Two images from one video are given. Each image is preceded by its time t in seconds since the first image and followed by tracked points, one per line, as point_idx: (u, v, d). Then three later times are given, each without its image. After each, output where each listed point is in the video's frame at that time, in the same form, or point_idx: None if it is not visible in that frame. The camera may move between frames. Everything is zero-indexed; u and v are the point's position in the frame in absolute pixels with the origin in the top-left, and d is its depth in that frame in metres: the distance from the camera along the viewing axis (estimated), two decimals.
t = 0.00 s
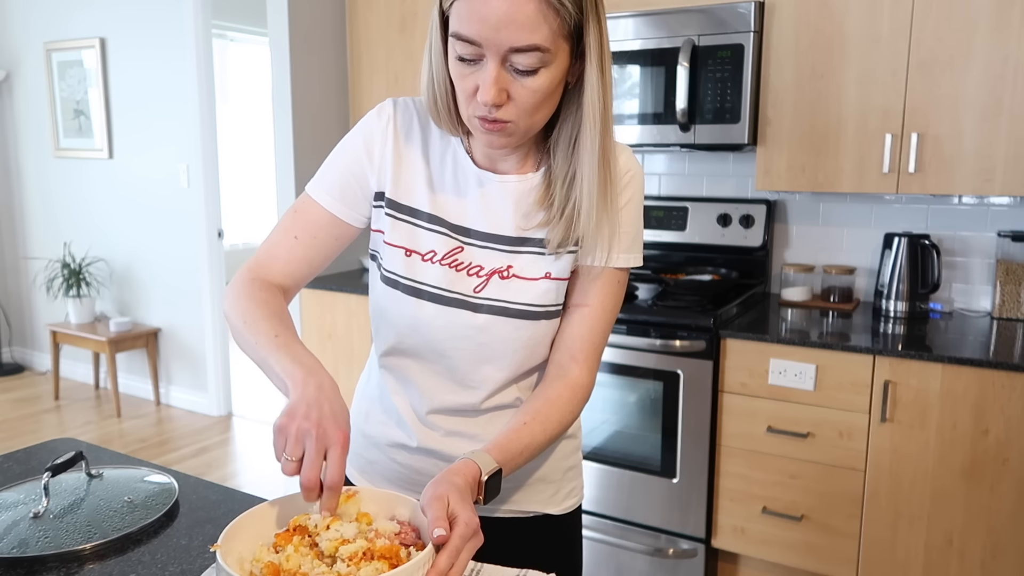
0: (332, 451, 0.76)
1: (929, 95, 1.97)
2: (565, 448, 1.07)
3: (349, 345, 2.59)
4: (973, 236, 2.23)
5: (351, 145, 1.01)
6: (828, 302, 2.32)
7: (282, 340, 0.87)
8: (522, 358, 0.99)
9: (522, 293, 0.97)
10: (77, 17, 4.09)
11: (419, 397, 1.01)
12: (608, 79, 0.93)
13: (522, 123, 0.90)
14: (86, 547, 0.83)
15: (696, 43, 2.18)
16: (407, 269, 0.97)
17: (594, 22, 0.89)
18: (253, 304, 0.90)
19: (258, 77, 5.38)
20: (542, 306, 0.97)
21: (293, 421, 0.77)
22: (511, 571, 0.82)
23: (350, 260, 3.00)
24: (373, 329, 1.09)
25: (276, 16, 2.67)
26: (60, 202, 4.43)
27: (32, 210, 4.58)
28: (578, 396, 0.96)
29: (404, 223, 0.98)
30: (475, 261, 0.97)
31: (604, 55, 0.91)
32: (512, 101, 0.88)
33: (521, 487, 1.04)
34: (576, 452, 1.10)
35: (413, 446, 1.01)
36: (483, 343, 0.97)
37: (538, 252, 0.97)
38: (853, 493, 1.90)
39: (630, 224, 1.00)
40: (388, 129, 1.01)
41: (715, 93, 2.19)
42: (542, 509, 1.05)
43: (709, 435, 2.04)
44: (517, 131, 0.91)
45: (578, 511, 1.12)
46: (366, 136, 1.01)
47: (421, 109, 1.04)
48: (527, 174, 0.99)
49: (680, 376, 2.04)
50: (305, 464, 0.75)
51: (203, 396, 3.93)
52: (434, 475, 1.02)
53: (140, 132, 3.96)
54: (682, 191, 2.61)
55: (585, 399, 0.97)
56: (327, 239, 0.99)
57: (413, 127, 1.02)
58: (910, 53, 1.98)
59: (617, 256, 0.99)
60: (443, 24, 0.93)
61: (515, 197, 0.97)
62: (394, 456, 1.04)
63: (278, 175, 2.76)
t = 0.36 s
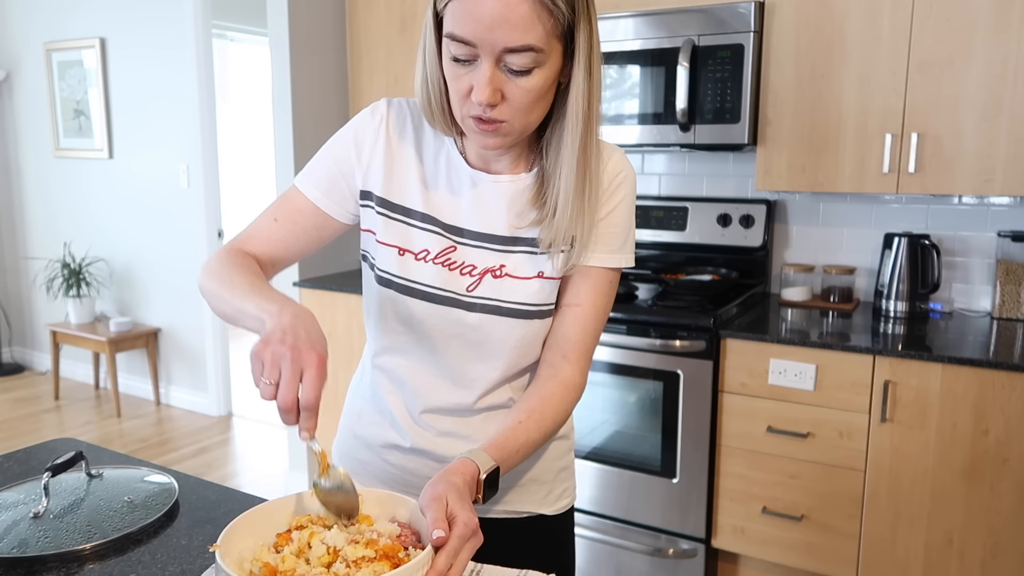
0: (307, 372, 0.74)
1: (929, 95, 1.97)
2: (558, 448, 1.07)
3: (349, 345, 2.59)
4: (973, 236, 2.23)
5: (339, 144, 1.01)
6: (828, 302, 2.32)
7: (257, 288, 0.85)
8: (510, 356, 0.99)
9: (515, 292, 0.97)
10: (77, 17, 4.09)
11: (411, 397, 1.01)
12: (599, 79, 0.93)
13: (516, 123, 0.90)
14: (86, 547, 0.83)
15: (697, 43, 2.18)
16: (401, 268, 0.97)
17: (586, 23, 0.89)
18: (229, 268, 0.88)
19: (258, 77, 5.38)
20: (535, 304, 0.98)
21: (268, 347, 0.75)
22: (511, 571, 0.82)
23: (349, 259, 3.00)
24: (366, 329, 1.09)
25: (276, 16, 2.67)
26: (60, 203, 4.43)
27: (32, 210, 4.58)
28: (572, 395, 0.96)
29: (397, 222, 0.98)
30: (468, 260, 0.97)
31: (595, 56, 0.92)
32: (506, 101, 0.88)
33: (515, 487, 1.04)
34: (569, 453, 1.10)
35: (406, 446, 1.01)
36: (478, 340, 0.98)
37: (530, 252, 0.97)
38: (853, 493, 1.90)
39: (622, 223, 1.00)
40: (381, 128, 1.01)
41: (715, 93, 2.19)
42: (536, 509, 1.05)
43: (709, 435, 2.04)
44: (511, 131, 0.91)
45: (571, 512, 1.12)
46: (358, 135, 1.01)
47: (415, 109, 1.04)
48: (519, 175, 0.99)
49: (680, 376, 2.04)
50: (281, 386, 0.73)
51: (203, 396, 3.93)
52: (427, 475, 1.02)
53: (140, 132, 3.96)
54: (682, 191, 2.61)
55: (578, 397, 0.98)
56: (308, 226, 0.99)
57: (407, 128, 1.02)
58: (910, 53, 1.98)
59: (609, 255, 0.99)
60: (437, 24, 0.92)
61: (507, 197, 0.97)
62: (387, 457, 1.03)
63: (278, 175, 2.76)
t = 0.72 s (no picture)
0: (343, 452, 0.76)
1: (929, 95, 1.97)
2: (550, 449, 1.07)
3: (349, 345, 2.59)
4: (973, 236, 2.23)
5: (339, 146, 1.00)
6: (828, 302, 2.32)
7: (281, 346, 0.86)
8: (506, 360, 0.99)
9: (508, 291, 0.97)
10: (77, 17, 4.09)
11: (402, 397, 1.00)
12: (593, 79, 0.94)
13: (511, 122, 0.90)
14: (86, 547, 0.83)
15: (697, 43, 2.18)
16: (393, 267, 0.96)
17: (581, 23, 0.90)
18: (246, 312, 0.88)
19: (258, 77, 5.38)
20: (528, 304, 0.98)
21: (302, 427, 0.77)
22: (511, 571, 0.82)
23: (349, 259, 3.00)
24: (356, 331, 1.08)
25: (276, 16, 2.67)
26: (60, 202, 4.43)
27: (32, 210, 4.59)
28: (567, 395, 0.97)
29: (390, 222, 0.97)
30: (461, 259, 0.97)
31: (590, 56, 0.92)
32: (501, 100, 0.88)
33: (507, 489, 1.03)
34: (560, 453, 1.10)
35: (396, 447, 1.01)
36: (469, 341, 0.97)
37: (524, 251, 0.97)
38: (853, 493, 1.90)
39: (614, 222, 1.01)
40: (376, 129, 1.00)
41: (715, 93, 2.19)
42: (527, 511, 1.05)
43: (709, 435, 2.04)
44: (506, 130, 0.91)
45: (563, 513, 1.12)
46: (354, 137, 1.00)
47: (406, 111, 1.04)
48: (512, 174, 0.99)
49: (680, 376, 2.04)
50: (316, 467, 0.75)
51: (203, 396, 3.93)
52: (417, 476, 1.01)
53: (140, 132, 3.96)
54: (682, 191, 2.61)
55: (573, 397, 0.98)
56: (319, 241, 0.97)
57: (400, 129, 1.02)
58: (910, 53, 1.98)
59: (601, 254, 1.00)
60: (432, 23, 0.92)
61: (500, 197, 0.98)
62: (378, 458, 1.03)
63: (278, 175, 2.76)
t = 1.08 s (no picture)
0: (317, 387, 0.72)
1: (929, 95, 1.97)
2: (546, 448, 1.07)
3: (349, 345, 2.59)
4: (973, 236, 2.23)
5: (332, 140, 0.99)
6: (828, 302, 2.32)
7: (257, 305, 0.83)
8: (505, 357, 1.00)
9: (504, 290, 0.97)
10: (77, 17, 4.09)
11: (399, 397, 1.00)
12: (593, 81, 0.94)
13: (510, 123, 0.91)
14: (86, 547, 0.83)
15: (697, 43, 2.18)
16: (389, 265, 0.96)
17: (582, 26, 0.90)
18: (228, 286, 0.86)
19: (258, 77, 5.38)
20: (525, 303, 0.98)
21: (274, 368, 0.73)
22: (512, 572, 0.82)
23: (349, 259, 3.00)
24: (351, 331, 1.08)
25: (276, 16, 2.67)
26: (60, 202, 4.43)
27: (32, 211, 4.59)
28: (561, 394, 0.97)
29: (385, 220, 0.97)
30: (456, 258, 0.97)
31: (590, 59, 0.92)
32: (502, 100, 0.88)
33: (504, 488, 1.03)
34: (557, 452, 1.10)
35: (394, 447, 1.00)
36: (466, 338, 0.98)
37: (519, 250, 0.97)
38: (853, 493, 1.90)
39: (611, 222, 1.01)
40: (372, 127, 1.00)
41: (715, 93, 2.19)
42: (526, 509, 1.05)
43: (709, 435, 2.04)
44: (505, 130, 0.91)
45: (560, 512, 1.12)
46: (349, 132, 1.00)
47: (402, 109, 1.04)
48: (508, 174, 0.99)
49: (680, 376, 2.04)
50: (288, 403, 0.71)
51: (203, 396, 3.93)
52: (417, 476, 1.01)
53: (140, 132, 3.96)
54: (682, 191, 2.61)
55: (567, 396, 0.99)
56: (304, 231, 0.97)
57: (396, 126, 1.02)
58: (910, 53, 1.98)
59: (595, 254, 1.00)
60: (431, 23, 0.92)
61: (496, 196, 0.98)
62: (375, 459, 1.02)
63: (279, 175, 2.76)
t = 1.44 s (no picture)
0: (320, 390, 0.76)
1: (929, 95, 1.97)
2: (544, 449, 1.07)
3: (349, 345, 2.59)
4: (973, 236, 2.23)
5: (328, 136, 1.00)
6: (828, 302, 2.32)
7: (247, 294, 0.85)
8: (502, 361, 1.00)
9: (502, 290, 0.97)
10: (77, 17, 4.09)
11: (397, 398, 1.00)
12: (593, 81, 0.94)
13: (511, 123, 0.91)
14: (86, 547, 0.83)
15: (697, 43, 2.18)
16: (387, 264, 0.97)
17: (582, 26, 0.90)
18: (212, 266, 0.87)
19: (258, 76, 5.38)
20: (523, 304, 0.98)
21: (278, 364, 0.76)
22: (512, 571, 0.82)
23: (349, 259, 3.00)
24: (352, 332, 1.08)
25: (276, 16, 2.67)
26: (60, 203, 4.43)
27: (32, 211, 4.58)
28: (561, 395, 0.97)
29: (383, 219, 0.97)
30: (454, 257, 0.97)
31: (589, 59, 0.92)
32: (502, 101, 0.88)
33: (501, 490, 1.03)
34: (556, 453, 1.10)
35: (391, 448, 1.00)
36: (464, 338, 0.98)
37: (518, 250, 0.97)
38: (854, 493, 1.90)
39: (611, 222, 1.01)
40: (370, 124, 1.00)
41: (715, 93, 2.19)
42: (523, 512, 1.05)
43: (709, 435, 2.04)
44: (506, 130, 0.91)
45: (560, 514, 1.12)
46: (345, 128, 1.00)
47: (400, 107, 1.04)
48: (508, 174, 0.99)
49: (680, 376, 2.04)
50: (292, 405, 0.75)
51: (203, 396, 3.93)
52: (414, 478, 1.01)
53: (140, 132, 3.96)
54: (682, 191, 2.61)
55: (567, 397, 0.98)
56: (289, 221, 0.98)
57: (395, 126, 1.02)
58: (910, 54, 1.98)
59: (594, 254, 0.99)
60: (431, 23, 0.92)
61: (496, 196, 0.98)
62: (373, 460, 1.02)
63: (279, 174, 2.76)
